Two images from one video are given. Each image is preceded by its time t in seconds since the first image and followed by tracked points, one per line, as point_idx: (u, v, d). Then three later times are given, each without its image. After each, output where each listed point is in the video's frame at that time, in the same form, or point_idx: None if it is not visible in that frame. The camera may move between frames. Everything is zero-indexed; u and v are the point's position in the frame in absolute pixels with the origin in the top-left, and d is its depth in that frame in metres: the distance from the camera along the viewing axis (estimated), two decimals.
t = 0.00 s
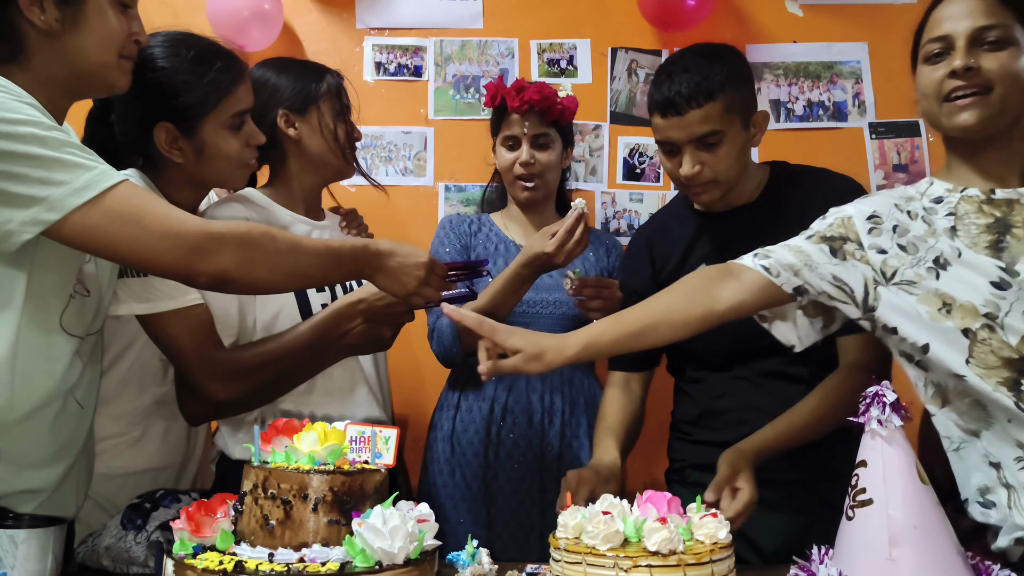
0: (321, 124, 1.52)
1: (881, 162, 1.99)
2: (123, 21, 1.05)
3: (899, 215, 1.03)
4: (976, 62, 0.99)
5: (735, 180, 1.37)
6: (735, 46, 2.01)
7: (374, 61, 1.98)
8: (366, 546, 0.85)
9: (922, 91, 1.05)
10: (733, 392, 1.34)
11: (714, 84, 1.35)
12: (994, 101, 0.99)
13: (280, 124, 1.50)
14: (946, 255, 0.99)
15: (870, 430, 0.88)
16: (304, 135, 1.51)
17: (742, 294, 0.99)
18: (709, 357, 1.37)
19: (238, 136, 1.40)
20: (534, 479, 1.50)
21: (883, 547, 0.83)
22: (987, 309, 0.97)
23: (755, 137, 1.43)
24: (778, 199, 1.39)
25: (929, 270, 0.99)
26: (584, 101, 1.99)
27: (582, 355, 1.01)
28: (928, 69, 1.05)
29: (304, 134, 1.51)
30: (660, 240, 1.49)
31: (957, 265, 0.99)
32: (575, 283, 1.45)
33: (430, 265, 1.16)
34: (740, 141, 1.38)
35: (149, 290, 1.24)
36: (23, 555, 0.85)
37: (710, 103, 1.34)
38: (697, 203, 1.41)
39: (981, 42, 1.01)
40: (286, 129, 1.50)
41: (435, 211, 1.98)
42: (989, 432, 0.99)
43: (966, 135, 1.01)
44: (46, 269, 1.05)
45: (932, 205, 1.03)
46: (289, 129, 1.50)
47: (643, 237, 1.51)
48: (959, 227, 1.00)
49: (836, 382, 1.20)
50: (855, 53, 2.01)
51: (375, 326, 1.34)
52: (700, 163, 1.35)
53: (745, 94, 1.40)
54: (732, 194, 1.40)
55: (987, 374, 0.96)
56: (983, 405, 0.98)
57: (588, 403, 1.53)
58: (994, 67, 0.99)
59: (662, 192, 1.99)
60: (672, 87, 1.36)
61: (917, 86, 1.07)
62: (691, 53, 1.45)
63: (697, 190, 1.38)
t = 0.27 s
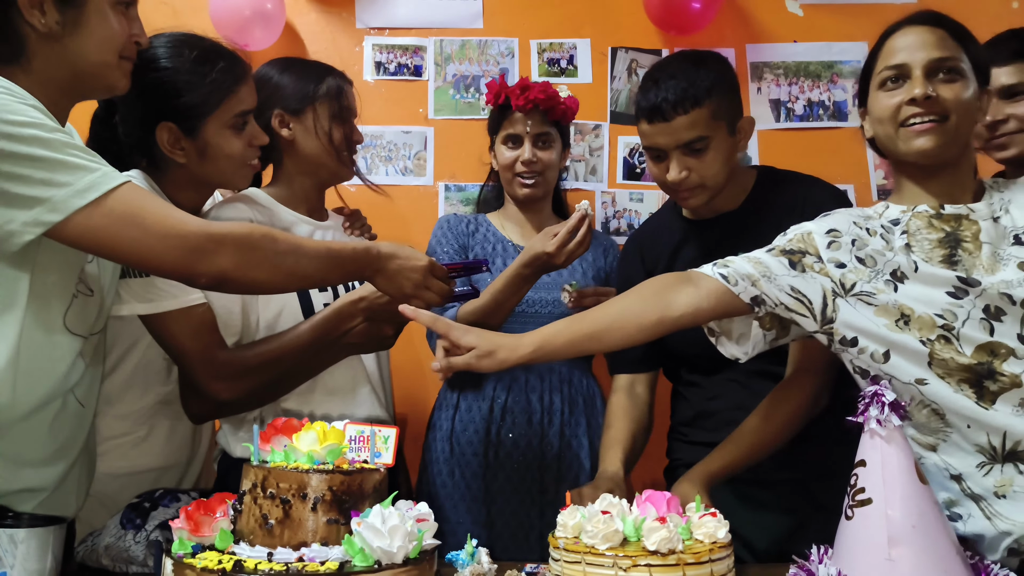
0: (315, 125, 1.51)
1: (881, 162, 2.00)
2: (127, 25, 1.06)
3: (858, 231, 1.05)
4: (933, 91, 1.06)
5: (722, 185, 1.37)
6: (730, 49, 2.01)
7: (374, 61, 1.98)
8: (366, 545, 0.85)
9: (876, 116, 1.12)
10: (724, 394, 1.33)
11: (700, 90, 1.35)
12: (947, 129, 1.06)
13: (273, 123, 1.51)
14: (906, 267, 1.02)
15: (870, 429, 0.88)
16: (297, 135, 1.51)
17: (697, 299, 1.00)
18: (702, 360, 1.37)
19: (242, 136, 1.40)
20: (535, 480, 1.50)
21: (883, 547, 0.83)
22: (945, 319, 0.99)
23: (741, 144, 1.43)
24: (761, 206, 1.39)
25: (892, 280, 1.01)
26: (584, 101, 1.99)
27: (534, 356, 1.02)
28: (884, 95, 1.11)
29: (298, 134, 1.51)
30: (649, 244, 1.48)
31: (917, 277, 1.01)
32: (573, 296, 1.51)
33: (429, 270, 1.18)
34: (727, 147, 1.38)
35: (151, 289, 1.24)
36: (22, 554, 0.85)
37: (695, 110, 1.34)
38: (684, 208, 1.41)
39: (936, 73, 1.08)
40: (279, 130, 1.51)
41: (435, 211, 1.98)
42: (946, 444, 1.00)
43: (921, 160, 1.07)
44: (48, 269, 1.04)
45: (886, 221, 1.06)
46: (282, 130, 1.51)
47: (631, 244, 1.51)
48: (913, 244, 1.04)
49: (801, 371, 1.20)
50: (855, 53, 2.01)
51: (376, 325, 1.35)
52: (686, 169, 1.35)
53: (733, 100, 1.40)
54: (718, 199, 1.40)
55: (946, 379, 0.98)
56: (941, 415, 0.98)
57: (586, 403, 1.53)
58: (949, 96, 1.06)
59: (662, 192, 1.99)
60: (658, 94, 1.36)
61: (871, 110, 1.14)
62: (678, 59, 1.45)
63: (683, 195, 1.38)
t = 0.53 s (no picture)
0: (305, 128, 1.51)
1: (881, 162, 2.00)
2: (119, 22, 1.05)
3: (862, 230, 1.05)
4: (944, 86, 1.05)
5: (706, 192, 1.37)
6: (730, 49, 2.01)
7: (374, 61, 1.98)
8: (365, 545, 0.85)
9: (883, 110, 1.11)
10: (719, 394, 1.34)
11: (678, 99, 1.35)
12: (956, 124, 1.06)
13: (267, 124, 1.52)
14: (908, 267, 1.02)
15: (870, 430, 0.88)
16: (287, 138, 1.52)
17: (702, 296, 1.01)
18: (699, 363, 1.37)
19: (236, 137, 1.38)
20: (535, 480, 1.50)
21: (883, 547, 0.83)
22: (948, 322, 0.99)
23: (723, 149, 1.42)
24: (740, 215, 1.39)
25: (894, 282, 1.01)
26: (584, 101, 1.99)
27: (542, 352, 1.02)
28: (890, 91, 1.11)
29: (288, 136, 1.52)
30: (639, 250, 1.49)
31: (920, 278, 1.01)
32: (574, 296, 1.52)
33: (430, 277, 1.17)
34: (709, 153, 1.38)
35: (151, 292, 1.24)
36: (22, 555, 0.85)
37: (676, 118, 1.34)
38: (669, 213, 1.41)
39: (945, 69, 1.08)
40: (272, 131, 1.52)
41: (435, 211, 1.98)
42: (949, 444, 1.00)
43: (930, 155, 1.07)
44: (50, 270, 1.05)
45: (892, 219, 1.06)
46: (274, 131, 1.52)
47: (624, 252, 1.51)
48: (917, 243, 1.04)
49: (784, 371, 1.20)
50: (855, 53, 2.01)
51: (378, 328, 1.35)
52: (669, 176, 1.35)
53: (713, 107, 1.39)
54: (702, 206, 1.40)
55: (949, 379, 0.99)
56: (945, 417, 0.99)
57: (586, 403, 1.53)
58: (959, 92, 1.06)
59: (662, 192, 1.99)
60: (639, 104, 1.35)
61: (878, 104, 1.13)
62: (658, 69, 1.45)
63: (667, 202, 1.38)
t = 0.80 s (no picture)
0: (303, 129, 1.50)
1: (881, 163, 2.00)
2: (88, 13, 1.06)
3: (884, 224, 1.05)
4: (954, 57, 1.02)
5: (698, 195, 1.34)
6: (731, 49, 2.01)
7: (374, 61, 1.98)
8: (365, 545, 0.85)
9: (899, 88, 1.08)
10: (714, 395, 1.33)
11: (668, 102, 1.32)
12: (974, 94, 1.02)
13: (267, 124, 1.54)
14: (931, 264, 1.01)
15: (870, 430, 0.88)
16: (285, 138, 1.52)
17: (741, 306, 0.94)
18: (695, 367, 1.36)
19: (211, 117, 1.41)
20: (536, 480, 1.50)
21: (883, 547, 0.83)
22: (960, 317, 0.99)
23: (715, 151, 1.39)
24: (732, 216, 1.35)
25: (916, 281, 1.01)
26: (584, 101, 1.99)
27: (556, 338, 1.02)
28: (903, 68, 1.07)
29: (286, 137, 1.52)
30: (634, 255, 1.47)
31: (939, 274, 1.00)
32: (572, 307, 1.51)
33: (426, 283, 1.19)
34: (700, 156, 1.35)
35: (146, 293, 1.23)
36: (22, 554, 0.85)
37: (664, 121, 1.32)
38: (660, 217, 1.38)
39: (958, 39, 1.03)
40: (272, 131, 1.54)
41: (435, 211, 1.98)
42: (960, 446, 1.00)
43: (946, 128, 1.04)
44: (49, 268, 1.04)
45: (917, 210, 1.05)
46: (274, 131, 1.54)
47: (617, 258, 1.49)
48: (937, 227, 1.03)
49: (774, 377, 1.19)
50: (855, 54, 2.01)
51: (380, 331, 1.34)
52: (659, 180, 1.32)
53: (701, 110, 1.37)
54: (696, 209, 1.36)
55: (953, 388, 0.99)
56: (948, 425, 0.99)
57: (585, 402, 1.53)
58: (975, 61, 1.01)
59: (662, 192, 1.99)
60: (628, 107, 1.34)
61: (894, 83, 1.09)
62: (649, 73, 1.42)
63: (659, 207, 1.35)
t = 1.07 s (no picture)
0: (306, 131, 1.51)
1: (881, 163, 1.98)
2: (90, 13, 1.05)
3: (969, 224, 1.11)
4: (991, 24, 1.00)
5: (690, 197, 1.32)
6: (731, 49, 2.01)
7: (374, 61, 1.98)
8: (366, 545, 0.85)
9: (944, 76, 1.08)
10: (711, 399, 1.34)
11: (662, 103, 1.30)
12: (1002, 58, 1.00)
13: (269, 126, 1.54)
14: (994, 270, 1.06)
15: (870, 430, 0.88)
16: (287, 139, 1.53)
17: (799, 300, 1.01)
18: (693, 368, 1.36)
19: (189, 100, 1.42)
20: (537, 480, 1.50)
21: (883, 547, 0.83)
22: None
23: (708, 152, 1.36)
24: (721, 218, 1.34)
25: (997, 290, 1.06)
26: (584, 101, 1.99)
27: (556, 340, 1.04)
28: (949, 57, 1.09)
29: (289, 138, 1.53)
30: (626, 256, 1.45)
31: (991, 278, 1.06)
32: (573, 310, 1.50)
33: (427, 283, 1.16)
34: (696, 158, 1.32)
35: (146, 291, 1.22)
36: (23, 554, 0.85)
37: (657, 122, 1.29)
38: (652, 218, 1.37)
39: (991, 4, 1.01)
40: (274, 133, 1.54)
41: (435, 211, 1.98)
42: None
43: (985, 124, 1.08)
44: (50, 268, 1.04)
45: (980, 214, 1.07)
46: (276, 133, 1.54)
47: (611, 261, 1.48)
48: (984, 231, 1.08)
49: (758, 377, 1.18)
50: (855, 54, 2.01)
51: (380, 331, 1.33)
52: (653, 181, 1.30)
53: (697, 110, 1.34)
54: (689, 212, 1.35)
55: None
56: None
57: (585, 402, 1.54)
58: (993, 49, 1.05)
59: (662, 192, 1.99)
60: (622, 108, 1.32)
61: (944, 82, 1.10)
62: (644, 74, 1.38)
63: (654, 208, 1.33)
